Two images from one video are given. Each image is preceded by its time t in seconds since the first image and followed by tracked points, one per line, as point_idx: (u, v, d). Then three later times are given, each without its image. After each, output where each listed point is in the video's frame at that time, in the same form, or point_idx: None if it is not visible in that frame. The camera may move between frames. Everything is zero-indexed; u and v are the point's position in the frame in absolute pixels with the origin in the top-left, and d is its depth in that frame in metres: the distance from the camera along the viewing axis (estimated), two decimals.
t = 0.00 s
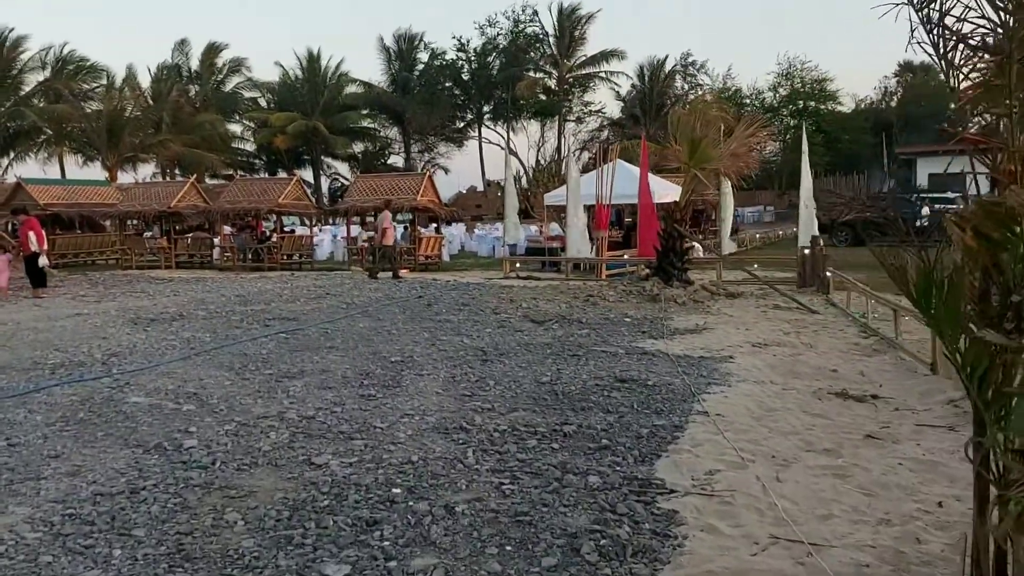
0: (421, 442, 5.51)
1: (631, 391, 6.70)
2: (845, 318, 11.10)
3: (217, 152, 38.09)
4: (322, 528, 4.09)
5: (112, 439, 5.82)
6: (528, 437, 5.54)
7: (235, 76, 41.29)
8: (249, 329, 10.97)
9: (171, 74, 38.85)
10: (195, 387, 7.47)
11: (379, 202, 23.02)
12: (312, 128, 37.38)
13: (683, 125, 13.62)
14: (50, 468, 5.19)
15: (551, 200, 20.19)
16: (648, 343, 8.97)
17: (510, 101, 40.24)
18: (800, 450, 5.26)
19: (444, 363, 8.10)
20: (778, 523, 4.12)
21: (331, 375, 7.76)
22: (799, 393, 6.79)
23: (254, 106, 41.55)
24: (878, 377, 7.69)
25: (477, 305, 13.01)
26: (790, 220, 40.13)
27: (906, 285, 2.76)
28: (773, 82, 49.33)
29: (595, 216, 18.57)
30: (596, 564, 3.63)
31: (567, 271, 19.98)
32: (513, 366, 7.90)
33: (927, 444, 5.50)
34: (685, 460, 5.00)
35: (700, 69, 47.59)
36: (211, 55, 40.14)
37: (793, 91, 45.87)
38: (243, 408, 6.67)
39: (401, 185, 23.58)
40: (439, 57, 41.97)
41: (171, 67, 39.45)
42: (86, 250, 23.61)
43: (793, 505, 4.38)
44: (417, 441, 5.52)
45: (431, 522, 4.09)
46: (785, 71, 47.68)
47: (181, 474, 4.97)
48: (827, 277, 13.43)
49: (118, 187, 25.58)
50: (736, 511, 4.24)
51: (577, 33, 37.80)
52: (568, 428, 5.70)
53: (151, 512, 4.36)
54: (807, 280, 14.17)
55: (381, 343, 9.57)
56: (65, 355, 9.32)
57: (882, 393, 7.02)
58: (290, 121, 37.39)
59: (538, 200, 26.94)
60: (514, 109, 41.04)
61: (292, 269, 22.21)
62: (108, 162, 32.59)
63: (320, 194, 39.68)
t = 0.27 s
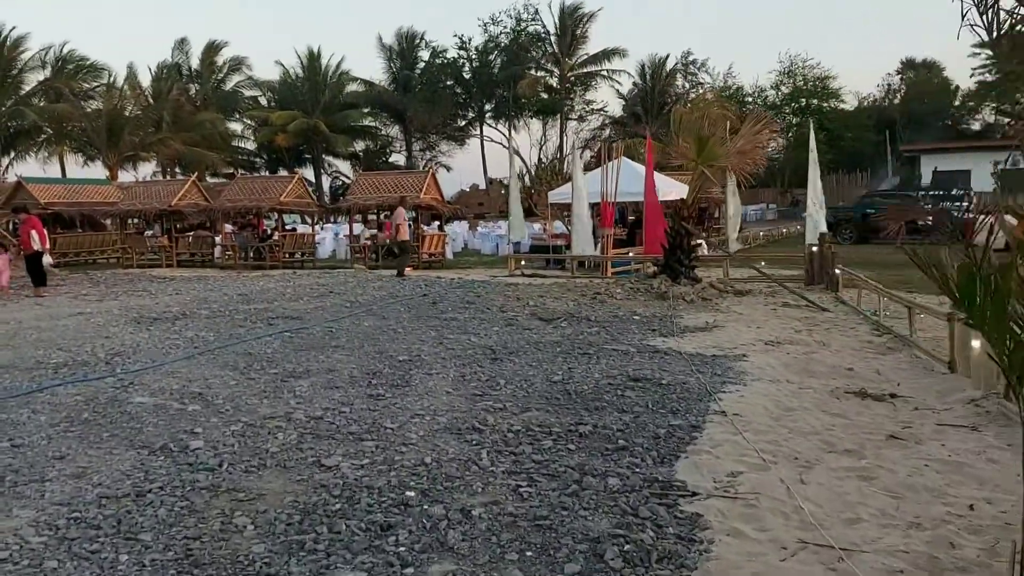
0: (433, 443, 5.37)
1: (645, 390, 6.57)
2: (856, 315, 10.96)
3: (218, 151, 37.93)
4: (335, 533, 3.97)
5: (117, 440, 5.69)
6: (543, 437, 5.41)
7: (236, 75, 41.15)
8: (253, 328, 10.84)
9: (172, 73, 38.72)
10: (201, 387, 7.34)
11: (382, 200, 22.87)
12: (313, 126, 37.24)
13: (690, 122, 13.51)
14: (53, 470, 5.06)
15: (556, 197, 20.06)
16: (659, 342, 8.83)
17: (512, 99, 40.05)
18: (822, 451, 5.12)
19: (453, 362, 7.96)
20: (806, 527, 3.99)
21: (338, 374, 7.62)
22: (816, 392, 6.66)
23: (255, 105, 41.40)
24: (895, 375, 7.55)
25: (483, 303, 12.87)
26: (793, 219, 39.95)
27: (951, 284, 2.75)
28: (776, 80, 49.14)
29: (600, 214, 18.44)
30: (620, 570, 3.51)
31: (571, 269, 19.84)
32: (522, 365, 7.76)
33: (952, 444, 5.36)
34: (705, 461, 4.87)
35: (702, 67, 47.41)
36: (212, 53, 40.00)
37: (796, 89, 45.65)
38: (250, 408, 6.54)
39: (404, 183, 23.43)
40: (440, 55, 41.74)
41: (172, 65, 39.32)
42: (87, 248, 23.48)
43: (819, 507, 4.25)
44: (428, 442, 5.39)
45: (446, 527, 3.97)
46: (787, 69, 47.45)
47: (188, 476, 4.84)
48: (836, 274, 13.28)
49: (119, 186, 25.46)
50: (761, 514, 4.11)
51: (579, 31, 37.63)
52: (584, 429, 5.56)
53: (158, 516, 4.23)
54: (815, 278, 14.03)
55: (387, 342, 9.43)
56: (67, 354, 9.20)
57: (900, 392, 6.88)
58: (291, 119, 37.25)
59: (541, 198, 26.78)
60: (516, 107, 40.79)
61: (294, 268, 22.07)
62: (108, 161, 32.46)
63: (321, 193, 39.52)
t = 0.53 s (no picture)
0: (453, 453, 5.25)
1: (666, 396, 6.43)
2: (872, 314, 10.80)
3: (220, 156, 37.87)
4: (359, 552, 3.84)
5: (130, 454, 5.58)
6: (565, 447, 5.28)
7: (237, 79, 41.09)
8: (262, 335, 10.71)
9: (173, 78, 38.68)
10: (212, 397, 7.21)
11: (386, 203, 22.73)
12: (314, 129, 37.12)
13: (698, 123, 13.46)
14: (66, 487, 4.93)
15: (562, 197, 19.92)
16: (675, 343, 8.70)
17: (513, 99, 39.88)
18: (853, 457, 4.98)
19: (467, 368, 7.82)
20: (845, 539, 3.85)
21: (351, 383, 7.49)
22: (841, 395, 6.51)
23: (257, 109, 41.34)
24: (919, 375, 7.39)
25: (492, 306, 12.73)
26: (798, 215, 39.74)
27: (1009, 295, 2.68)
28: (778, 75, 48.95)
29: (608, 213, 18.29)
30: None
31: (578, 270, 19.71)
32: (539, 369, 7.63)
33: (989, 450, 5.20)
34: (734, 470, 4.73)
35: (704, 63, 47.25)
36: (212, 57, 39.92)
37: (799, 84, 45.40)
38: (264, 418, 6.41)
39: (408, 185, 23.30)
40: (442, 55, 41.56)
41: (173, 70, 39.27)
42: (92, 256, 23.41)
43: (858, 518, 4.11)
44: (448, 453, 5.26)
45: (474, 546, 3.84)
46: (789, 64, 47.22)
47: (204, 492, 4.72)
48: (849, 272, 13.13)
49: (122, 192, 25.38)
50: (799, 527, 3.97)
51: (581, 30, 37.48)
52: (607, 437, 5.43)
53: (175, 536, 4.11)
54: (827, 275, 13.87)
55: (398, 347, 9.31)
56: (75, 365, 9.07)
57: (927, 393, 6.73)
58: (293, 122, 37.18)
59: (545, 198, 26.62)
60: (518, 107, 40.57)
61: (299, 272, 21.96)
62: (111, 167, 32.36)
63: (323, 196, 39.44)
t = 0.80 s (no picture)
0: (468, 457, 5.14)
1: (682, 395, 6.32)
2: (884, 308, 10.67)
3: (222, 156, 37.78)
4: (375, 561, 3.74)
5: (138, 461, 5.48)
6: (582, 449, 5.18)
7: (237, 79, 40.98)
8: (268, 337, 10.60)
9: (173, 79, 38.55)
10: (220, 401, 7.12)
11: (389, 201, 22.61)
12: (316, 128, 36.99)
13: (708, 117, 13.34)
14: (74, 496, 4.84)
15: (566, 194, 19.80)
16: (687, 341, 8.59)
17: (515, 96, 39.71)
18: (877, 456, 4.86)
19: (477, 369, 7.71)
20: (875, 542, 3.75)
21: (360, 385, 7.38)
22: (860, 392, 6.40)
23: (257, 109, 41.23)
24: (937, 371, 7.26)
25: (499, 305, 12.61)
26: (802, 209, 39.56)
27: None
28: (780, 69, 48.74)
29: (613, 209, 18.16)
30: None
31: (583, 267, 19.58)
32: (550, 369, 7.52)
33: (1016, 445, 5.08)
34: (756, 472, 4.62)
35: (705, 58, 47.07)
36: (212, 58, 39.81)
37: (801, 78, 45.21)
38: (273, 422, 6.31)
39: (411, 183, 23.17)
40: (442, 53, 41.40)
41: (173, 71, 39.16)
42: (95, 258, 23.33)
43: (887, 520, 4.00)
44: (462, 457, 5.15)
45: (494, 554, 3.73)
46: (790, 58, 47.03)
47: (215, 500, 4.62)
48: (859, 266, 13.00)
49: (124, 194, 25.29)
50: (827, 530, 3.86)
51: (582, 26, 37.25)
52: (623, 438, 5.33)
53: (186, 546, 4.01)
54: (836, 270, 13.74)
55: (407, 348, 9.20)
56: (79, 370, 8.97)
57: (946, 389, 6.61)
58: (294, 122, 37.05)
59: (549, 195, 26.49)
60: (519, 103, 40.40)
61: (303, 272, 21.86)
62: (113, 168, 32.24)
63: (325, 195, 39.34)
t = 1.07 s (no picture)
0: (474, 459, 5.02)
1: (691, 394, 6.20)
2: (892, 304, 10.53)
3: (222, 155, 37.68)
4: (380, 570, 3.62)
5: (137, 465, 5.37)
6: (590, 451, 5.06)
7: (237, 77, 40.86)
8: (269, 336, 10.48)
9: (173, 78, 38.44)
10: (220, 402, 7.00)
11: (391, 199, 22.48)
12: (316, 126, 36.86)
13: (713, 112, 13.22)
14: (71, 502, 4.72)
15: (569, 190, 19.66)
16: (694, 339, 8.46)
17: (516, 93, 39.55)
18: (893, 457, 4.73)
19: (482, 368, 7.59)
20: (896, 548, 3.62)
21: (362, 385, 7.26)
22: (871, 391, 6.26)
23: (258, 107, 41.12)
24: (948, 368, 7.12)
25: (502, 302, 12.49)
26: (804, 205, 39.40)
27: None
28: (782, 64, 48.56)
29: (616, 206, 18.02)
30: None
31: (586, 264, 19.45)
32: (555, 368, 7.39)
33: None
34: (771, 474, 4.49)
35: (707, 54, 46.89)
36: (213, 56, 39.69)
37: (803, 73, 45.03)
38: (274, 424, 6.19)
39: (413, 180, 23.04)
40: (443, 50, 41.25)
41: (173, 69, 39.04)
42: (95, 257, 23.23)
43: (907, 524, 3.88)
44: (468, 460, 5.03)
45: (503, 561, 3.61)
46: (792, 54, 46.83)
47: (215, 505, 4.51)
48: (866, 262, 12.86)
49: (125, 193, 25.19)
50: (846, 535, 3.73)
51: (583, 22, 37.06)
52: (633, 439, 5.20)
53: (185, 554, 3.89)
54: (842, 265, 13.60)
55: (409, 346, 9.08)
56: (78, 370, 8.86)
57: (960, 386, 6.47)
58: (295, 120, 36.92)
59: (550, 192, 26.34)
60: (520, 100, 40.21)
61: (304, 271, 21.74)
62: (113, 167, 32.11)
63: (326, 194, 39.23)
